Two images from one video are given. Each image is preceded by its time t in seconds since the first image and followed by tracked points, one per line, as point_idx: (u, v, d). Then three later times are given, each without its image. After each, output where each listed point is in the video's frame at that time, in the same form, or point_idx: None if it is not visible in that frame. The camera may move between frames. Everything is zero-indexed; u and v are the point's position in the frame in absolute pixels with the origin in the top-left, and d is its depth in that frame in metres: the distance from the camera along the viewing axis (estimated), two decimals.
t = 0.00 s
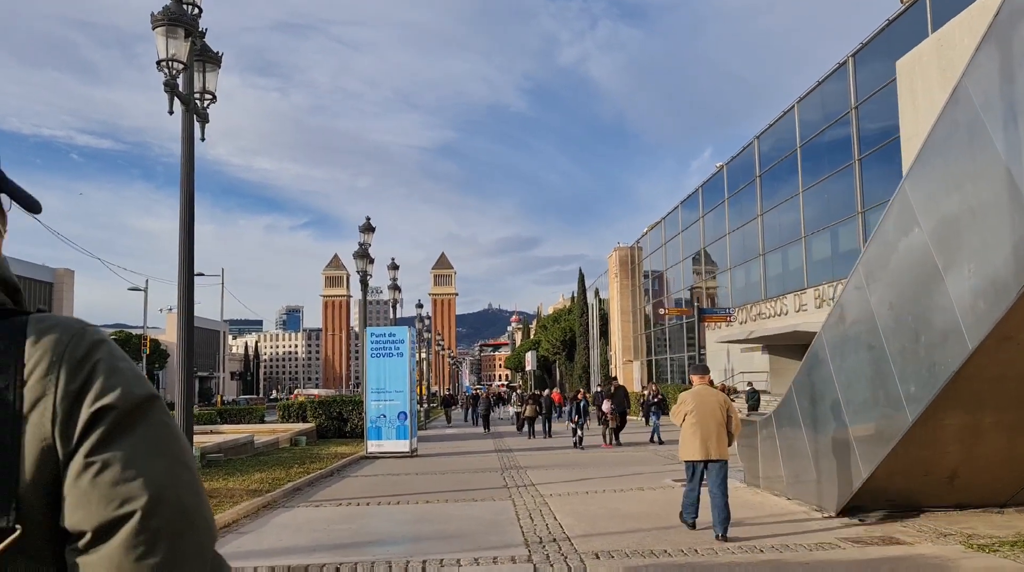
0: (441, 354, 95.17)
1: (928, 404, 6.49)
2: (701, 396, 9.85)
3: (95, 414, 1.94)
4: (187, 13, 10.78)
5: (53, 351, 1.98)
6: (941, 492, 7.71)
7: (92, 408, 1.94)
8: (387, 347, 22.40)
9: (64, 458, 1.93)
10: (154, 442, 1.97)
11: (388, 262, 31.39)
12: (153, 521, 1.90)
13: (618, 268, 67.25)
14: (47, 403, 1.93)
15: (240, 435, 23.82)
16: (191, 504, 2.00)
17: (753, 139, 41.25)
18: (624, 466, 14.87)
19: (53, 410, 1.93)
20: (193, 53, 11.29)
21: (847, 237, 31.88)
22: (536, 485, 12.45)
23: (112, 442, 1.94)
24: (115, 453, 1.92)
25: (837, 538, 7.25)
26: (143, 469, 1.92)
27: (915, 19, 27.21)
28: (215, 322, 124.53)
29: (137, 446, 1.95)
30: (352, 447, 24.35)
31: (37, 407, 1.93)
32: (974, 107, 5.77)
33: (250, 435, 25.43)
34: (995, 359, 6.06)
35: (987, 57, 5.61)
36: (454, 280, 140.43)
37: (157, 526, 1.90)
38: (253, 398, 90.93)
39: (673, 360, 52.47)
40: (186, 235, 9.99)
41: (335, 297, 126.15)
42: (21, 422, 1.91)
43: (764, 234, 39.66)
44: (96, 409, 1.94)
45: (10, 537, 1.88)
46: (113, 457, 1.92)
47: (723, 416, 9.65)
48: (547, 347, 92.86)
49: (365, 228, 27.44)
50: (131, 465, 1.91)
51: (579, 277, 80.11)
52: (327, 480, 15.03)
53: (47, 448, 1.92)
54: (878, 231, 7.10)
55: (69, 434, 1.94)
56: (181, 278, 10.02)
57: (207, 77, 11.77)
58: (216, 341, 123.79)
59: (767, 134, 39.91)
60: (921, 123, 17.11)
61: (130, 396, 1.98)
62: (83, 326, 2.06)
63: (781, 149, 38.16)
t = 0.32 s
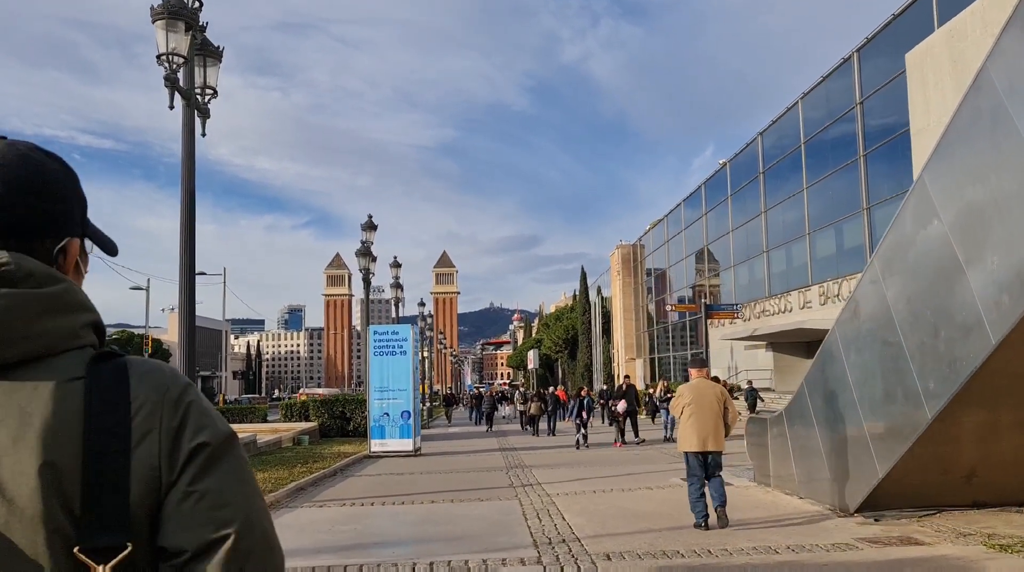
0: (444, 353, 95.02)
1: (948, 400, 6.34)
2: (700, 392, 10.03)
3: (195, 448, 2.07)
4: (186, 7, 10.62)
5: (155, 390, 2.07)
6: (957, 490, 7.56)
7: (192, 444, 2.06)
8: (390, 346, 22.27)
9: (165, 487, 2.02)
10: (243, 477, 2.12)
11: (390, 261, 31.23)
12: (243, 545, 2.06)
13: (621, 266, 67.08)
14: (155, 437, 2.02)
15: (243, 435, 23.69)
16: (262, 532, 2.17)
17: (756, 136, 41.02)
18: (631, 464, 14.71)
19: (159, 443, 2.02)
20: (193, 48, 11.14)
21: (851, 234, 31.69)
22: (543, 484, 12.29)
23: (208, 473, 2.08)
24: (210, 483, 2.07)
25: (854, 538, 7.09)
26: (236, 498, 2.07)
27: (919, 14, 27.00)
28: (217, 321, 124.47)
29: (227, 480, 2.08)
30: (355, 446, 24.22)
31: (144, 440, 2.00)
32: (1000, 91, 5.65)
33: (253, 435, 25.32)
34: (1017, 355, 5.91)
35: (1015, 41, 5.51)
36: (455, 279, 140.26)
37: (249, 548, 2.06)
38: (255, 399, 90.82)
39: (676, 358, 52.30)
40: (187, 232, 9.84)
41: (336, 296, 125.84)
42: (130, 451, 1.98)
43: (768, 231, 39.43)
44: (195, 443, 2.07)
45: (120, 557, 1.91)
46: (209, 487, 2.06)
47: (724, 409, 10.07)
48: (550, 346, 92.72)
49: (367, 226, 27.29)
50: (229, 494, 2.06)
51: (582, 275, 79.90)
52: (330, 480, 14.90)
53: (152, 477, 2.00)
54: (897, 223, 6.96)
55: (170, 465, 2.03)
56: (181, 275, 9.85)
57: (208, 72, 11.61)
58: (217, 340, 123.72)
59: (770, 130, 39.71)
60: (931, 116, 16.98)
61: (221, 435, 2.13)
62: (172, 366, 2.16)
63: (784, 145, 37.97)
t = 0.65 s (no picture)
0: (446, 357, 94.72)
1: (970, 405, 6.12)
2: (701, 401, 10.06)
3: (227, 418, 2.22)
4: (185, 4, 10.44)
5: (188, 367, 2.23)
6: (975, 497, 7.34)
7: (222, 416, 2.22)
8: (392, 349, 22.09)
9: (200, 456, 2.17)
10: (269, 446, 2.29)
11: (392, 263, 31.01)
12: (272, 508, 2.21)
13: (624, 270, 66.86)
14: (191, 409, 2.18)
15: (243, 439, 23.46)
16: (288, 498, 2.32)
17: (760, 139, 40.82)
18: (637, 470, 14.48)
19: (194, 415, 2.18)
20: (192, 46, 10.96)
21: (857, 237, 31.46)
22: (547, 490, 12.08)
23: (237, 442, 2.22)
24: (241, 452, 2.21)
25: (871, 548, 6.87)
26: (263, 464, 2.23)
27: (925, 16, 26.80)
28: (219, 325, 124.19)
29: (255, 448, 2.25)
30: (357, 451, 23.98)
31: (182, 412, 2.17)
32: None
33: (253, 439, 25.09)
34: None
35: None
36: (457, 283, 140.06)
37: (278, 511, 2.21)
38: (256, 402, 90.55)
39: (679, 362, 52.05)
40: (184, 233, 9.64)
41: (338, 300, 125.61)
42: (170, 422, 2.14)
43: (772, 235, 39.20)
44: (226, 414, 2.22)
45: (172, 518, 2.09)
46: (241, 454, 2.21)
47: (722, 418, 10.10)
48: (552, 350, 92.46)
49: (370, 229, 27.10)
50: (258, 461, 2.22)
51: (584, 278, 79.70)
52: (331, 485, 14.68)
53: (190, 445, 2.16)
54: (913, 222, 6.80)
55: (205, 435, 2.18)
56: (178, 277, 9.64)
57: (207, 70, 11.44)
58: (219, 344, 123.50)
59: (774, 133, 39.51)
60: (941, 116, 16.82)
61: (247, 408, 2.29)
62: (198, 346, 2.31)
63: (788, 148, 37.79)
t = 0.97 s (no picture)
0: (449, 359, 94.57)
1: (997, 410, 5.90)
2: (706, 397, 10.36)
3: (205, 441, 2.18)
4: None
5: (166, 393, 2.20)
6: (1000, 502, 7.11)
7: (200, 440, 2.17)
8: (396, 351, 21.90)
9: (179, 479, 2.13)
10: (249, 467, 2.22)
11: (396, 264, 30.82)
12: (251, 526, 2.13)
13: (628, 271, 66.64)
14: (168, 434, 2.15)
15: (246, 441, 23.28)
16: (272, 515, 2.24)
17: (765, 139, 40.53)
18: (645, 473, 14.26)
19: (172, 440, 2.15)
20: (193, 41, 10.79)
21: (865, 238, 31.15)
22: (554, 494, 11.85)
23: (216, 464, 2.18)
24: (219, 473, 2.16)
25: (892, 555, 6.65)
26: (242, 484, 2.17)
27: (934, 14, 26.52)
28: (221, 327, 124.25)
29: (233, 469, 2.19)
30: (360, 453, 23.77)
31: (160, 437, 2.13)
32: None
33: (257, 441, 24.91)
34: None
35: None
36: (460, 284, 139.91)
37: (255, 530, 2.13)
38: (259, 404, 90.39)
39: (683, 364, 51.79)
40: (185, 231, 9.44)
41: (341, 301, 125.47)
42: (148, 448, 2.11)
43: (778, 236, 38.89)
44: (205, 437, 2.18)
45: (148, 542, 2.04)
46: (219, 475, 2.16)
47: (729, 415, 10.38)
48: (556, 351, 92.28)
49: (374, 229, 26.95)
50: (236, 482, 2.16)
51: (588, 279, 79.41)
52: (335, 488, 14.48)
53: (169, 470, 2.12)
54: (939, 218, 6.58)
55: (184, 459, 2.14)
56: (179, 277, 9.45)
57: (209, 67, 11.28)
58: (223, 346, 123.50)
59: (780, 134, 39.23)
60: (957, 113, 16.59)
61: (226, 429, 2.23)
62: (178, 371, 2.29)
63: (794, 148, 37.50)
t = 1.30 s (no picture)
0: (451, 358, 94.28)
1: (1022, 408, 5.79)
2: (708, 398, 10.23)
3: (226, 419, 2.31)
4: None
5: (195, 369, 2.34)
6: None
7: (222, 417, 2.30)
8: (399, 349, 21.68)
9: (200, 453, 2.27)
10: (268, 445, 2.36)
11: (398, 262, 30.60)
12: (266, 503, 2.26)
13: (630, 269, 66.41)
14: (190, 412, 2.28)
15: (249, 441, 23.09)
16: (287, 493, 2.37)
17: (769, 135, 40.25)
18: (654, 472, 14.07)
19: (195, 416, 2.27)
20: (194, 34, 10.62)
21: (869, 234, 30.94)
22: (563, 494, 11.67)
23: (236, 441, 2.30)
24: (238, 449, 2.29)
25: (917, 556, 6.47)
26: (260, 461, 2.31)
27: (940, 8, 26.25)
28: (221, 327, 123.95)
29: (253, 447, 2.32)
30: (363, 453, 23.57)
31: (184, 413, 2.27)
32: None
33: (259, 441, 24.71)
34: None
35: None
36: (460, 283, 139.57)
37: (271, 506, 2.26)
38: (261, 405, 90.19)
39: (686, 362, 51.59)
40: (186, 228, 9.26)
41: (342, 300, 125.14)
42: (172, 423, 2.25)
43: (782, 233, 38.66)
44: (227, 414, 2.31)
45: (167, 510, 2.20)
46: (238, 451, 2.29)
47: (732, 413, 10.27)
48: (557, 349, 92.05)
49: (376, 227, 26.73)
50: (256, 460, 2.30)
51: (589, 277, 79.23)
52: (339, 489, 14.31)
53: (190, 445, 2.26)
54: (966, 208, 6.49)
55: (204, 435, 2.28)
56: (181, 275, 9.27)
57: (210, 60, 11.11)
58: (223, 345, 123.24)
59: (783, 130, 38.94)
60: (970, 105, 16.37)
61: (248, 409, 2.36)
62: (207, 352, 2.44)
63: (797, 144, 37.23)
